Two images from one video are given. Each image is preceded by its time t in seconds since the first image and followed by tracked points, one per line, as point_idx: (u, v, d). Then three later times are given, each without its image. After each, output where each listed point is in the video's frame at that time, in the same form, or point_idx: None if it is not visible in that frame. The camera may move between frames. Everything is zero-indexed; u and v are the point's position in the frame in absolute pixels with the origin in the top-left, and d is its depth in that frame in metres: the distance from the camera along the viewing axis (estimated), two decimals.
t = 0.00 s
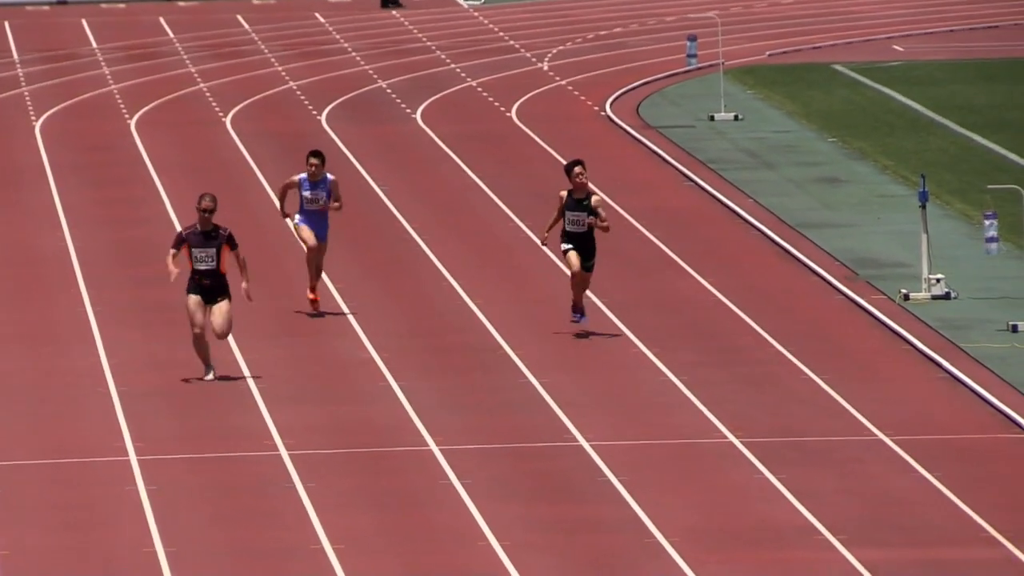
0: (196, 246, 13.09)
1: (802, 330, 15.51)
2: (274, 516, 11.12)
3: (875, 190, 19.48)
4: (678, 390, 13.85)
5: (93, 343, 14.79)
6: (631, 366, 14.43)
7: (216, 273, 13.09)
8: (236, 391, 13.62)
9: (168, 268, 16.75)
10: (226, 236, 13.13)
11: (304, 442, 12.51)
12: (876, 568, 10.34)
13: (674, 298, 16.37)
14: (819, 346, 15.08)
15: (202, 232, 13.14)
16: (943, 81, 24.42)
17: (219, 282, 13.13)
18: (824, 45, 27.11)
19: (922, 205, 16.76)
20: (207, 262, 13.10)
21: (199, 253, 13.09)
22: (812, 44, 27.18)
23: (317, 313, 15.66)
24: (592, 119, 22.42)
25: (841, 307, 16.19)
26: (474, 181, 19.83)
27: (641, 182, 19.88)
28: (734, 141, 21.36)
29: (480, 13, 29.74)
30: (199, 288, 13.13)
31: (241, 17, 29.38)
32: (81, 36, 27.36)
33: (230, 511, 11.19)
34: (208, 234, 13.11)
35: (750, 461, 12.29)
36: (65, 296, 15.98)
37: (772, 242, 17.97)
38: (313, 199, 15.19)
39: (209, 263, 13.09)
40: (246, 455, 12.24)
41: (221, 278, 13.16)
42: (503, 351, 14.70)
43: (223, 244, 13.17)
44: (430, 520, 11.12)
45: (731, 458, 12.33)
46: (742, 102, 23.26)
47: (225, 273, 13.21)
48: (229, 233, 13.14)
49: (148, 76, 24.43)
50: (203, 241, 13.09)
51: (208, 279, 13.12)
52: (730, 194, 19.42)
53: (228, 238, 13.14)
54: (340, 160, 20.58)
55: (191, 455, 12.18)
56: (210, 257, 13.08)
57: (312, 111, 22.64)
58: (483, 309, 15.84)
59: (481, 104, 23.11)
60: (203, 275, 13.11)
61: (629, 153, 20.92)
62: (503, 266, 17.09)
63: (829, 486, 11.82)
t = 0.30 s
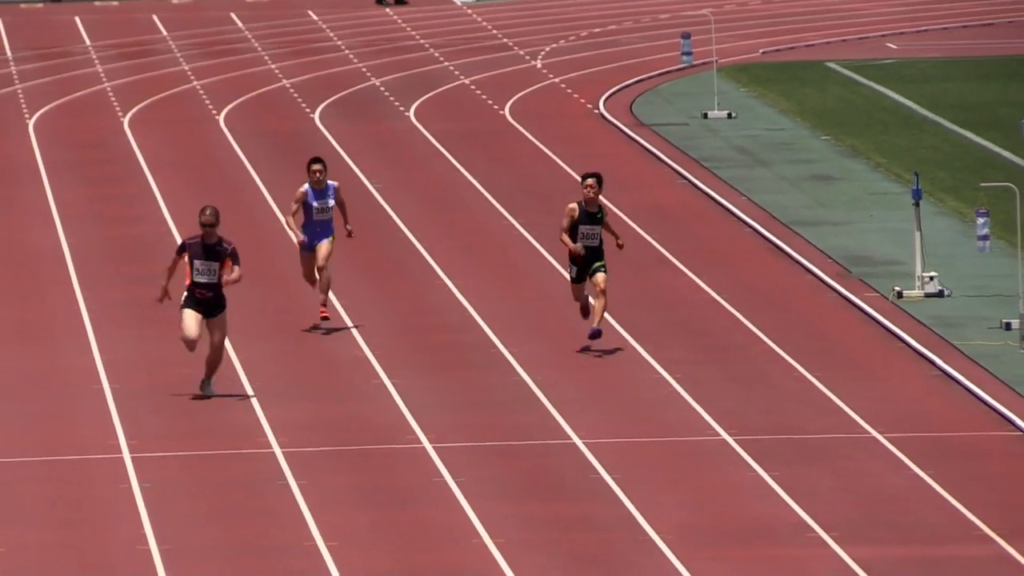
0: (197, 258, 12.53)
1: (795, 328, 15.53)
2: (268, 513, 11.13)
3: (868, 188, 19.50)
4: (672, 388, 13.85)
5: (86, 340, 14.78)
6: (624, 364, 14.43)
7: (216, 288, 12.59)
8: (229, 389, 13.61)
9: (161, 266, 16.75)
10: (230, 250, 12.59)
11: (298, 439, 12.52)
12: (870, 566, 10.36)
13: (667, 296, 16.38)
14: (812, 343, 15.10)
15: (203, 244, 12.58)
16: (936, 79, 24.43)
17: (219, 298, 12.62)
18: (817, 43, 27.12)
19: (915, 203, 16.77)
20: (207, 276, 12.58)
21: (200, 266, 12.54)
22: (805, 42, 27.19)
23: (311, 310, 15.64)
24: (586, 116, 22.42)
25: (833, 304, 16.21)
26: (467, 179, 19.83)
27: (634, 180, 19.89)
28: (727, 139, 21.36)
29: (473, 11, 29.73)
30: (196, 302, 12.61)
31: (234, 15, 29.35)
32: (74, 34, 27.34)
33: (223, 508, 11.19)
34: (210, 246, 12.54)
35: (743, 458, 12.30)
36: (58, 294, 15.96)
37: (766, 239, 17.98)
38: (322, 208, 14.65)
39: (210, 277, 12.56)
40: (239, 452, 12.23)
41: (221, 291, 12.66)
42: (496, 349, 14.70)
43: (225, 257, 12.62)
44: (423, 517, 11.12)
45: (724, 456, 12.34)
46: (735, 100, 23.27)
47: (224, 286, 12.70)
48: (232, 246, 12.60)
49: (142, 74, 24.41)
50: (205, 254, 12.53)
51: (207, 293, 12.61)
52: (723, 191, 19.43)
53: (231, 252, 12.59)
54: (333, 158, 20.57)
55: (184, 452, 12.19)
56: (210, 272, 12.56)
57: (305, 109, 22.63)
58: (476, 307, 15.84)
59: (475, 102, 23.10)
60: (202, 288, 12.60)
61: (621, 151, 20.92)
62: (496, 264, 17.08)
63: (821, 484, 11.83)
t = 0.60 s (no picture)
0: (196, 271, 12.02)
1: (789, 324, 15.53)
2: (262, 510, 11.12)
3: (862, 184, 19.50)
4: (665, 384, 13.86)
5: (80, 337, 14.77)
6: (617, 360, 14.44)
7: (219, 299, 12.10)
8: (224, 386, 13.60)
9: (155, 263, 16.73)
10: (227, 259, 12.11)
11: (292, 436, 12.52)
12: (862, 563, 10.36)
13: (660, 292, 16.38)
14: (806, 339, 15.11)
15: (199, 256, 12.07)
16: (929, 75, 24.45)
17: (222, 309, 12.13)
18: (811, 39, 27.12)
19: (909, 199, 16.77)
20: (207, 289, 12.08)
21: (200, 279, 12.05)
22: (799, 38, 27.19)
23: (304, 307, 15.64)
24: (578, 113, 22.44)
25: (827, 301, 16.21)
26: (460, 176, 19.83)
27: (627, 177, 19.89)
28: (721, 136, 21.37)
29: (466, 8, 29.73)
30: (199, 316, 12.10)
31: (228, 11, 29.36)
32: (68, 30, 27.34)
33: (217, 505, 11.19)
34: (207, 258, 12.04)
35: (736, 455, 12.31)
36: (51, 291, 15.95)
37: (759, 236, 17.98)
38: (318, 224, 13.87)
39: (212, 289, 12.07)
40: (234, 449, 12.22)
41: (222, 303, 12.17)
42: (489, 346, 14.70)
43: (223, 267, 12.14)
44: (416, 514, 11.12)
45: (717, 453, 12.35)
46: (729, 96, 23.27)
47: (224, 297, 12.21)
48: (229, 255, 12.12)
49: (135, 70, 24.40)
50: (204, 266, 12.03)
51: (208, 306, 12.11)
52: (717, 188, 19.42)
53: (229, 261, 12.11)
54: (325, 154, 20.57)
55: (178, 448, 12.18)
56: (213, 282, 12.06)
57: (298, 105, 22.62)
58: (469, 303, 15.83)
59: (468, 98, 23.10)
60: (204, 302, 12.09)
61: (614, 148, 20.93)
62: (489, 261, 17.07)
63: (814, 481, 11.83)
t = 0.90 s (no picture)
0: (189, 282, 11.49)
1: (780, 321, 15.55)
2: (254, 507, 11.12)
3: (852, 181, 19.52)
4: (657, 381, 13.87)
5: (71, 334, 14.75)
6: (608, 356, 14.44)
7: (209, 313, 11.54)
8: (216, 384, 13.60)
9: (146, 260, 16.72)
10: (224, 275, 11.47)
11: (283, 435, 12.53)
12: (853, 559, 10.37)
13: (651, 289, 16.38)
14: (797, 336, 15.12)
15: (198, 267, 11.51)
16: (919, 71, 24.48)
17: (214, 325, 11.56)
18: (801, 35, 27.15)
19: (900, 196, 16.79)
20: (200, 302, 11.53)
21: (191, 291, 11.50)
22: (790, 34, 27.22)
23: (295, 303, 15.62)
24: (569, 109, 22.45)
25: (818, 297, 16.23)
26: (451, 172, 19.82)
27: (618, 172, 19.89)
28: (711, 132, 21.38)
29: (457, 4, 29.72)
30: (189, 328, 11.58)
31: (220, 8, 29.34)
32: (61, 27, 27.31)
33: (209, 502, 11.18)
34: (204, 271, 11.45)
35: (727, 452, 12.32)
36: (42, 288, 15.94)
37: (750, 232, 17.99)
38: (327, 238, 13.53)
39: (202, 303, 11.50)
40: (226, 446, 12.22)
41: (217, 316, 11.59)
42: (481, 343, 14.70)
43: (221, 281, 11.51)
44: (408, 511, 11.13)
45: (709, 450, 12.36)
46: (719, 92, 23.28)
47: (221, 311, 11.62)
48: (227, 272, 11.48)
49: (127, 67, 24.38)
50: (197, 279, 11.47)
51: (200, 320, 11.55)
52: (708, 184, 19.43)
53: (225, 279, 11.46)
54: (316, 150, 20.56)
55: (167, 446, 12.17)
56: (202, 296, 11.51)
57: (289, 102, 22.61)
58: (460, 300, 15.83)
59: (459, 94, 23.10)
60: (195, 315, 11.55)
61: (604, 144, 20.93)
62: (480, 257, 17.07)
63: (804, 477, 11.85)
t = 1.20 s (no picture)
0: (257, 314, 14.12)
1: (740, 329, 18.76)
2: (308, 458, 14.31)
3: (807, 210, 22.73)
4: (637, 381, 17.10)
5: (156, 332, 17.99)
6: (591, 354, 17.63)
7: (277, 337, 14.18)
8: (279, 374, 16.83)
9: (215, 275, 19.97)
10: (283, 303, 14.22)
11: (333, 412, 15.66)
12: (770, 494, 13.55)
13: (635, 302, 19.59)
14: (754, 342, 18.32)
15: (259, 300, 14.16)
16: (874, 117, 27.68)
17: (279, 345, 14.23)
18: (764, 86, 30.40)
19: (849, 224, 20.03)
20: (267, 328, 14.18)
21: (262, 321, 14.15)
22: (757, 84, 30.49)
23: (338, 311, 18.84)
24: (567, 148, 25.72)
25: (775, 309, 19.43)
26: (468, 205, 23.06)
27: (610, 204, 23.12)
28: (688, 168, 24.60)
29: (470, 59, 33.06)
30: (260, 352, 14.17)
31: (270, 61, 32.67)
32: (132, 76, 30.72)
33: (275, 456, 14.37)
34: (266, 301, 14.12)
35: (685, 424, 15.52)
36: (129, 297, 19.19)
37: (720, 254, 21.21)
38: (368, 275, 16.12)
39: (273, 330, 14.17)
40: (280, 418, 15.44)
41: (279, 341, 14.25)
42: (490, 345, 17.90)
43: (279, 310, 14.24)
44: (426, 460, 14.31)
45: (671, 423, 15.55)
46: (696, 134, 26.52)
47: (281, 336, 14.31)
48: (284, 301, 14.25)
49: (189, 111, 27.74)
50: (264, 309, 14.12)
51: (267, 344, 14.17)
52: (685, 214, 22.65)
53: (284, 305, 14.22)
54: (352, 185, 23.82)
55: (232, 410, 15.39)
56: (274, 323, 14.19)
57: (329, 142, 25.91)
58: (475, 312, 19.05)
59: (474, 136, 26.36)
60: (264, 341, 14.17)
61: (599, 180, 24.17)
62: (491, 275, 20.28)
63: (745, 442, 15.02)
